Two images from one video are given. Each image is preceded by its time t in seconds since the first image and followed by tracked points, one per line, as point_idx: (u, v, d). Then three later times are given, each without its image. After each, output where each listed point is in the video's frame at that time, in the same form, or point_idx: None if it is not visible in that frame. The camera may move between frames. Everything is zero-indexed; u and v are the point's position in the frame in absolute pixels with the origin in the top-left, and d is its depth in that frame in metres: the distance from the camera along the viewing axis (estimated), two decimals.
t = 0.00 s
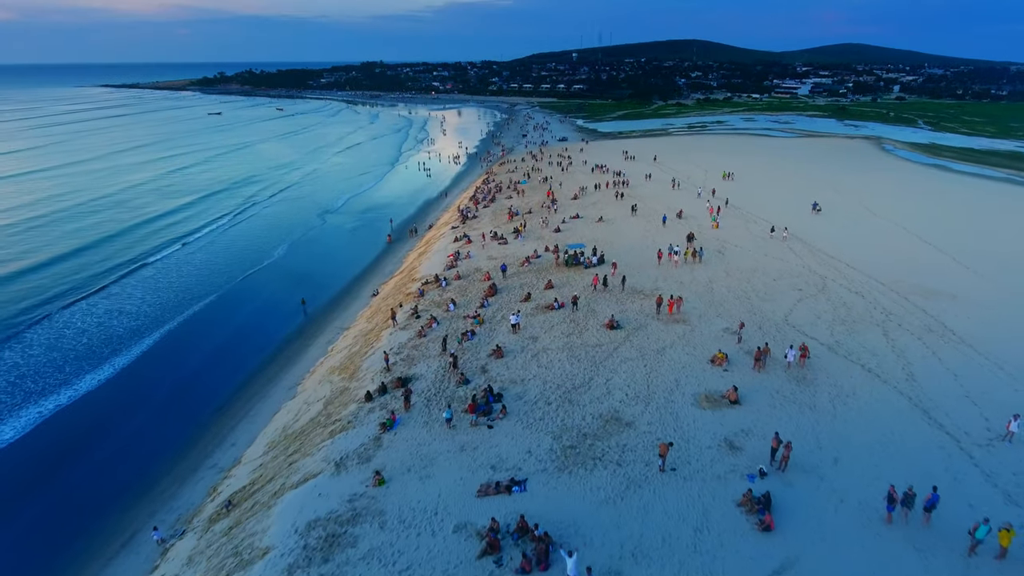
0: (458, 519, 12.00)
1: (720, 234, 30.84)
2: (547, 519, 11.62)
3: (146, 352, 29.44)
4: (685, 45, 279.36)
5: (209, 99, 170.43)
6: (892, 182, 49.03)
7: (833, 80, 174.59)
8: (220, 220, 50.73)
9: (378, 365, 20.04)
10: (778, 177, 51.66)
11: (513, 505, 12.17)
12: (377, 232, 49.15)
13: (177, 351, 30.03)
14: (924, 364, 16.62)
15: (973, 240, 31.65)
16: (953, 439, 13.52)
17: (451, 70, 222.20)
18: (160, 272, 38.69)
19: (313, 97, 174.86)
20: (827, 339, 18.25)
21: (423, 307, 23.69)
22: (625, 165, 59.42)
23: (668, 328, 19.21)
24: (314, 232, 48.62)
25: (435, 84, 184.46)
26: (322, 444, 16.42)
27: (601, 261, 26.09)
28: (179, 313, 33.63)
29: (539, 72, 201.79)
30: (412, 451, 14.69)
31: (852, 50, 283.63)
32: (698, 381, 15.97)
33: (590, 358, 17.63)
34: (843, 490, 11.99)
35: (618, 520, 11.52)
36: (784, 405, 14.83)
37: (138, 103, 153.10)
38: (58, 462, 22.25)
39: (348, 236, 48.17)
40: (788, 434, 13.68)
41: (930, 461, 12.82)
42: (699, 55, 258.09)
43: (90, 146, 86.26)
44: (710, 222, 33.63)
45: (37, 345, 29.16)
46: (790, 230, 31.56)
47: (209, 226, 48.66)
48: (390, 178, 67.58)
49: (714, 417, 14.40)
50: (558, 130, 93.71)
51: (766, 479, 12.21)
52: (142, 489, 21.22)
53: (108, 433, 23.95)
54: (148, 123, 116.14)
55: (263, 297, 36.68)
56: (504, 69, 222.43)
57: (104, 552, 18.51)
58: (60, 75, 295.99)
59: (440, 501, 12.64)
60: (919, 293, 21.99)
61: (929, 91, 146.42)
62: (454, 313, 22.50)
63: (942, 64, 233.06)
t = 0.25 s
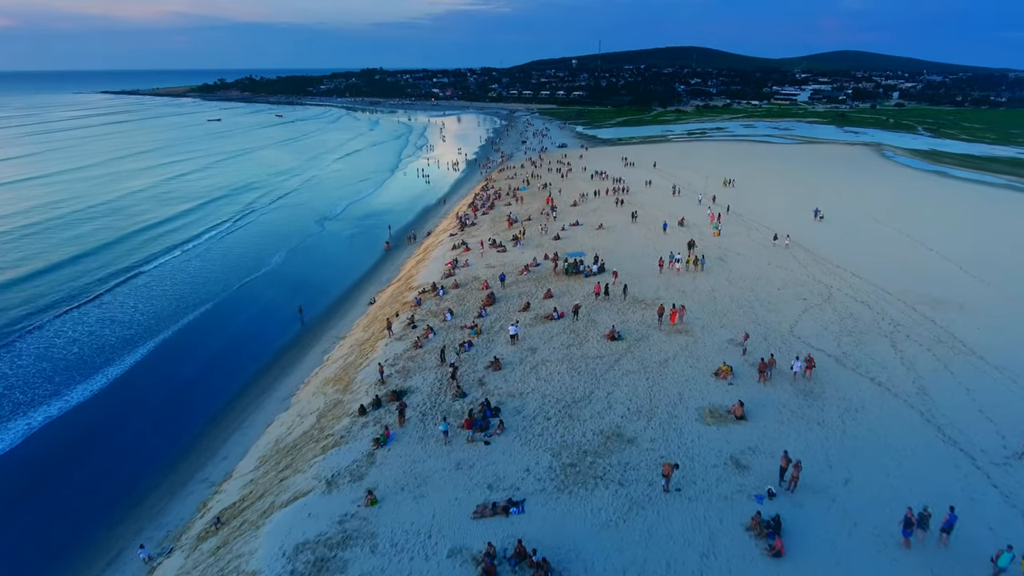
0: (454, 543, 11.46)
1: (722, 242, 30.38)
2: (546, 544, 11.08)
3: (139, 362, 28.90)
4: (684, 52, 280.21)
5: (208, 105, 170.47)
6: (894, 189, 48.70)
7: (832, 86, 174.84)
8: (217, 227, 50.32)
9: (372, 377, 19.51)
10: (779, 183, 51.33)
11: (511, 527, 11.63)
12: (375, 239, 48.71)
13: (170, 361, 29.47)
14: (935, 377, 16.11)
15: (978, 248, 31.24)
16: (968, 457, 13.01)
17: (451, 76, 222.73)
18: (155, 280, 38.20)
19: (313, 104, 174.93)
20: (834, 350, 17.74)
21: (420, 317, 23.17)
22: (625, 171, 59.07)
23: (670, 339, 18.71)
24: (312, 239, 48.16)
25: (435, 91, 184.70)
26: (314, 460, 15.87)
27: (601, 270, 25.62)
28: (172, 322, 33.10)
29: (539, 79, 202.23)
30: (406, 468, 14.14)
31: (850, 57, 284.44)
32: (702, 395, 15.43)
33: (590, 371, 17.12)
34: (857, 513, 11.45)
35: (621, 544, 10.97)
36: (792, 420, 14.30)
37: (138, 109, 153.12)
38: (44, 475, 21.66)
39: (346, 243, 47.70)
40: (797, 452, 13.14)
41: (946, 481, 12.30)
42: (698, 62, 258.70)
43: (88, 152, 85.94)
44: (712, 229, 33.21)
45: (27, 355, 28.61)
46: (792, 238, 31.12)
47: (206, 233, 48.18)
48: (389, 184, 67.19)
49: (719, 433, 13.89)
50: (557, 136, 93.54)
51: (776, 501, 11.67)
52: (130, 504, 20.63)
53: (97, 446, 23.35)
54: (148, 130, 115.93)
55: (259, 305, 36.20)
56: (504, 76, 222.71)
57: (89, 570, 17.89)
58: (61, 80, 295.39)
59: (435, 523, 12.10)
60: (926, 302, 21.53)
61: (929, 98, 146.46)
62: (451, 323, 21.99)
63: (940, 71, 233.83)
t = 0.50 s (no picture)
0: (448, 568, 10.92)
1: (724, 249, 29.92)
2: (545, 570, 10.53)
3: (131, 372, 28.32)
4: (683, 58, 280.86)
5: (209, 111, 170.53)
6: (897, 195, 48.25)
7: (831, 93, 175.03)
8: (213, 234, 49.81)
9: (367, 389, 18.97)
10: (780, 189, 50.92)
11: (509, 551, 11.08)
12: (374, 246, 48.25)
13: (163, 370, 28.89)
14: (948, 390, 15.58)
15: (984, 255, 30.75)
16: (985, 475, 12.49)
17: (451, 83, 223.05)
18: (149, 287, 37.71)
19: (313, 110, 174.88)
20: (842, 361, 17.23)
21: (417, 327, 22.66)
22: (625, 177, 58.69)
23: (673, 350, 18.19)
24: (309, 246, 47.71)
25: (434, 97, 184.83)
26: (305, 476, 15.34)
27: (601, 278, 25.14)
28: (166, 330, 32.54)
29: (540, 85, 202.40)
30: (400, 486, 13.60)
31: (849, 64, 285.10)
32: (706, 410, 14.91)
33: (591, 383, 16.60)
34: (870, 538, 10.92)
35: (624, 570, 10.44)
36: (801, 437, 13.77)
37: (138, 116, 152.83)
38: (30, 489, 21.06)
39: (344, 250, 47.21)
40: (806, 471, 12.61)
41: (963, 502, 11.78)
42: (698, 69, 259.13)
43: (86, 158, 85.64)
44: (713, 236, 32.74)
45: (16, 365, 28.07)
46: (796, 245, 30.64)
47: (202, 240, 47.74)
48: (388, 191, 66.78)
49: (725, 451, 13.36)
50: (557, 142, 93.28)
51: (785, 524, 11.14)
52: (117, 519, 20.02)
53: (86, 458, 22.76)
54: (147, 136, 115.63)
55: (254, 313, 35.65)
56: (503, 82, 223.02)
57: None
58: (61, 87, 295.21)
59: (428, 546, 11.57)
60: (935, 312, 21.00)
61: (928, 104, 146.62)
62: (449, 333, 21.48)
63: (940, 78, 234.21)
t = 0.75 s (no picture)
0: None
1: (726, 256, 29.46)
2: None
3: (123, 382, 27.75)
4: (682, 65, 281.67)
5: (208, 117, 170.43)
6: (898, 201, 47.87)
7: (830, 99, 175.28)
8: (210, 241, 49.33)
9: (360, 402, 18.44)
10: (781, 196, 50.55)
11: None
12: (371, 252, 47.80)
13: (156, 380, 28.31)
14: (961, 404, 15.07)
15: (989, 262, 30.31)
16: (1004, 495, 11.95)
17: (451, 89, 223.40)
18: (143, 295, 37.20)
19: (312, 116, 174.93)
20: (850, 374, 16.71)
21: (413, 337, 22.14)
22: (624, 183, 58.31)
23: (675, 362, 17.65)
24: (306, 253, 47.21)
25: (434, 104, 185.07)
26: (295, 494, 14.78)
27: (601, 286, 24.66)
28: (159, 339, 32.02)
29: (539, 92, 202.75)
30: (392, 507, 13.03)
31: (848, 71, 286.05)
32: (711, 425, 14.39)
33: (591, 397, 16.08)
34: (888, 565, 10.36)
35: None
36: (810, 455, 13.21)
37: (138, 122, 152.51)
38: (14, 502, 20.44)
39: (341, 256, 46.72)
40: (816, 491, 12.08)
41: (983, 525, 11.21)
42: (696, 76, 260.12)
43: (84, 164, 85.28)
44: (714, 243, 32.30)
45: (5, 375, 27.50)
46: (798, 252, 30.19)
47: (198, 247, 47.27)
48: (386, 197, 66.38)
49: (731, 469, 12.82)
50: (557, 148, 93.05)
51: (796, 548, 10.59)
52: (104, 534, 19.41)
53: (74, 471, 22.17)
54: (146, 142, 115.32)
55: (250, 321, 35.10)
56: (502, 89, 223.37)
57: None
58: (63, 93, 294.36)
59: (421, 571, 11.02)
60: (942, 321, 20.52)
61: (927, 111, 146.78)
62: (445, 344, 20.97)
63: (939, 84, 234.63)
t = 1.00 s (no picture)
0: None
1: (729, 264, 28.96)
2: None
3: (114, 393, 27.18)
4: (682, 72, 282.37)
5: (208, 124, 170.23)
6: (901, 208, 47.46)
7: (830, 105, 175.38)
8: (206, 247, 48.85)
9: (354, 415, 17.89)
10: (783, 202, 50.16)
11: None
12: (369, 259, 47.35)
13: (148, 390, 27.79)
14: (975, 418, 14.54)
15: (996, 269, 29.83)
16: None
17: (450, 95, 223.63)
18: (138, 303, 36.74)
19: (312, 123, 174.87)
20: (859, 387, 16.17)
21: (409, 347, 21.65)
22: (624, 190, 57.93)
23: (677, 374, 17.14)
24: (304, 260, 46.78)
25: (434, 110, 185.18)
26: (284, 512, 14.25)
27: (602, 295, 24.19)
28: (154, 348, 31.56)
29: (538, 98, 202.81)
30: (384, 528, 12.49)
31: (847, 77, 286.65)
32: (716, 441, 13.85)
33: (592, 411, 15.55)
34: None
35: None
36: (820, 473, 12.69)
37: (137, 128, 152.14)
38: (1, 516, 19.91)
39: (339, 263, 46.25)
40: (827, 512, 11.56)
41: (1004, 548, 10.68)
42: (696, 82, 260.44)
43: (82, 171, 84.92)
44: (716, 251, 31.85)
45: None
46: (802, 259, 29.70)
47: (194, 254, 46.82)
48: (385, 204, 65.98)
49: (738, 489, 12.28)
50: (557, 154, 92.87)
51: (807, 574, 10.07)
52: (91, 549, 18.86)
53: (63, 483, 21.64)
54: (145, 148, 115.04)
55: (245, 330, 34.56)
56: (502, 95, 223.64)
57: None
58: (64, 99, 294.94)
59: None
60: (952, 332, 20.00)
61: (926, 117, 146.70)
62: (441, 354, 20.46)
63: (938, 91, 234.73)
